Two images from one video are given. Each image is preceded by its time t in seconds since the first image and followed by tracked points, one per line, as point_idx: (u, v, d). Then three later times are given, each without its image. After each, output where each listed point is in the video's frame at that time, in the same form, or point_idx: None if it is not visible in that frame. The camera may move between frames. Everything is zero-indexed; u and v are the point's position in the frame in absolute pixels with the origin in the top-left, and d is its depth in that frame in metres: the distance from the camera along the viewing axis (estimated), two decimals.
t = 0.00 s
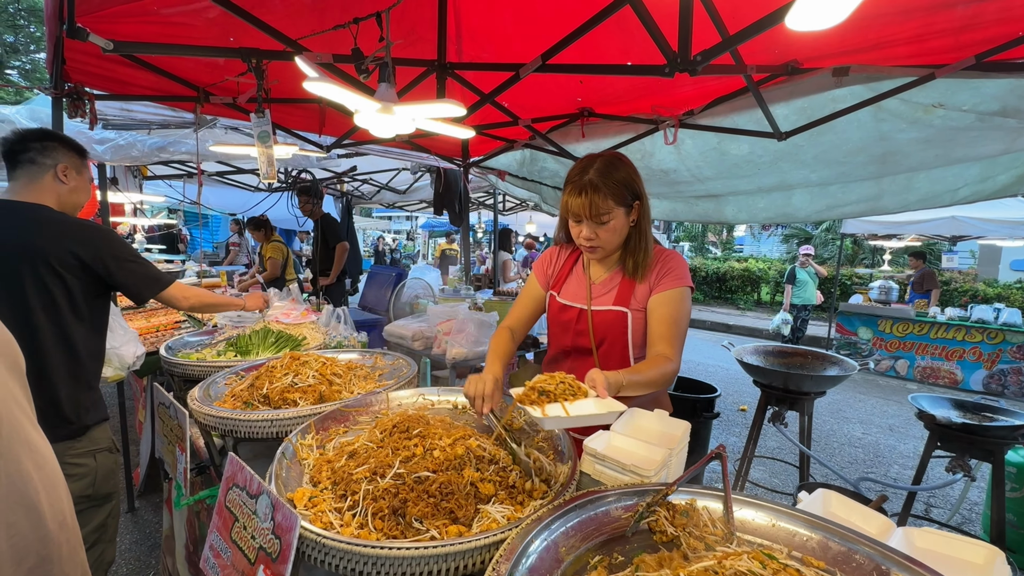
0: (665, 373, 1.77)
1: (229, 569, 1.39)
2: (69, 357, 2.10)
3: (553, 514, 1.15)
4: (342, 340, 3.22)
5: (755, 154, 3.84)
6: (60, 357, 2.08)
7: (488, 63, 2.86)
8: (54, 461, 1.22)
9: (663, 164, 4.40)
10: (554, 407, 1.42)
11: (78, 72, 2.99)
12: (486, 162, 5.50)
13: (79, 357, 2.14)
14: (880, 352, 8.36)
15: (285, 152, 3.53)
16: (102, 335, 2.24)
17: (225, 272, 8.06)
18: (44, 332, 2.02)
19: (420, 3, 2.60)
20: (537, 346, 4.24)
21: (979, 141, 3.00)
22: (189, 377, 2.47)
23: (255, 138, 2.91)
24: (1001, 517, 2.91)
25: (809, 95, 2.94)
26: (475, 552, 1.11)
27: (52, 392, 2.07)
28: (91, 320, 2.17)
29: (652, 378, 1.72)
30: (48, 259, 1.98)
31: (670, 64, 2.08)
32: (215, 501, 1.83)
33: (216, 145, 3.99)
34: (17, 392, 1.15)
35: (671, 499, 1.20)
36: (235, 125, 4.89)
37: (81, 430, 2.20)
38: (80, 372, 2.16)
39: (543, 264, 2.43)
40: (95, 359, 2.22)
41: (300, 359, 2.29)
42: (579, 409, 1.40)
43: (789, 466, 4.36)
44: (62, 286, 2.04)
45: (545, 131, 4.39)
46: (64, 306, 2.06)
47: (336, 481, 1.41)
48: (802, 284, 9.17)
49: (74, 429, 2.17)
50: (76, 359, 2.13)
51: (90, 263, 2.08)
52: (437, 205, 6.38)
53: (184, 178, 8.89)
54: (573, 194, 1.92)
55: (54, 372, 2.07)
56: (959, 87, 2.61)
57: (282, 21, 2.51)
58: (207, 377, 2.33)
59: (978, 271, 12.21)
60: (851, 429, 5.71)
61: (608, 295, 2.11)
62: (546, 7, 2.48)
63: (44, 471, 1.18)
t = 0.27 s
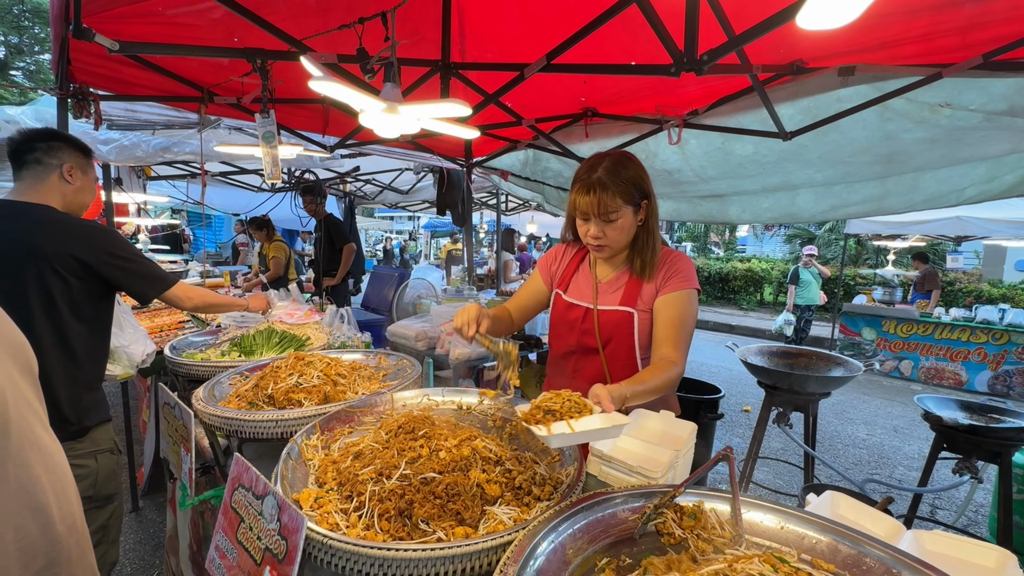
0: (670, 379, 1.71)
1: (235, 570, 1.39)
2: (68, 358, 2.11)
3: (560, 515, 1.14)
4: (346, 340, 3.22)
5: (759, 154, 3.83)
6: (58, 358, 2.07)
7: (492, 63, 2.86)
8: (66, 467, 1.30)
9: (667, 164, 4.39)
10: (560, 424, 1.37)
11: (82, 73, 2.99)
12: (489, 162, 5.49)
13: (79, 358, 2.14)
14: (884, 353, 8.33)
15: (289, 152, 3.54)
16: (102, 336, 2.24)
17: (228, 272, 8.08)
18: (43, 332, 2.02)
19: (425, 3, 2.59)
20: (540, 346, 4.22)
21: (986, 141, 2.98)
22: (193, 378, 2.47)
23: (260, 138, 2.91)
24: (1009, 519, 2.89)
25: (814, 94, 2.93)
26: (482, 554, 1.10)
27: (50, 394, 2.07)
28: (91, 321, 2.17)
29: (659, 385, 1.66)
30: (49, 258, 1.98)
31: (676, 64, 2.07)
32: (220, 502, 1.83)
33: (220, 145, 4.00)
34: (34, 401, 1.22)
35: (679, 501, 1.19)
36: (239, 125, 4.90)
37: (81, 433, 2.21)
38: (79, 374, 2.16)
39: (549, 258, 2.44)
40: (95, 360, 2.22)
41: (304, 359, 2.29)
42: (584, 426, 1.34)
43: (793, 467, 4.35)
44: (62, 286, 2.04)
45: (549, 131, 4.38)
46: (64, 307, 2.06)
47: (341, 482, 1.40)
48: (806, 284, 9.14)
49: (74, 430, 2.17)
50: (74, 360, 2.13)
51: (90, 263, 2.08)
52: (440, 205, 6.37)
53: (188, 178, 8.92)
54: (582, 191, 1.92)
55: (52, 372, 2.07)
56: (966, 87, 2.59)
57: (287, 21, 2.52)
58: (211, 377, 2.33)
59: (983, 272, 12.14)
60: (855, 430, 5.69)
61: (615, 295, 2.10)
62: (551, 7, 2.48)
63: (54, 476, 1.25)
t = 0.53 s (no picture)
0: (647, 379, 1.77)
1: (240, 569, 1.40)
2: (72, 358, 2.12)
3: (565, 515, 1.14)
4: (349, 340, 3.22)
5: (762, 154, 3.82)
6: (62, 357, 2.08)
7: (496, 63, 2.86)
8: (80, 468, 1.38)
9: (670, 164, 4.38)
10: (530, 419, 1.42)
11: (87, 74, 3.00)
12: (491, 162, 5.49)
13: (83, 358, 2.15)
14: (887, 353, 8.30)
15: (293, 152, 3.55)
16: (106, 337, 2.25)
17: (231, 272, 8.10)
18: (47, 332, 2.03)
19: (428, 4, 2.60)
20: (542, 346, 4.21)
21: (990, 140, 2.97)
22: (197, 377, 2.48)
23: (263, 138, 2.91)
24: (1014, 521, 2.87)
25: (818, 94, 2.92)
26: (487, 554, 1.10)
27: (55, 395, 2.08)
28: (95, 320, 2.18)
29: (634, 383, 1.73)
30: (52, 259, 1.99)
31: (680, 64, 2.07)
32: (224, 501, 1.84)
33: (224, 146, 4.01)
34: (51, 406, 1.31)
35: (684, 501, 1.19)
36: (242, 126, 4.92)
37: (85, 432, 2.22)
38: (82, 375, 2.16)
39: (557, 258, 2.46)
40: (99, 360, 2.23)
41: (308, 359, 2.29)
42: (553, 423, 1.40)
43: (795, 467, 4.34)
44: (66, 286, 2.05)
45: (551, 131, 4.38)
46: (68, 307, 2.06)
47: (346, 482, 1.40)
48: (809, 284, 9.11)
49: (79, 430, 2.18)
50: (78, 359, 2.14)
51: (93, 263, 2.08)
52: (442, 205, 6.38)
53: (191, 179, 8.95)
54: (589, 190, 1.92)
55: (57, 372, 2.08)
56: (972, 86, 2.58)
57: (291, 22, 2.52)
58: (215, 377, 2.33)
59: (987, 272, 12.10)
60: (858, 431, 5.67)
61: (618, 295, 2.10)
62: (554, 8, 2.48)
63: (70, 475, 1.33)
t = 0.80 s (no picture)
0: (648, 377, 1.77)
1: (244, 566, 1.40)
2: (75, 357, 2.13)
3: (569, 514, 1.13)
4: (351, 339, 3.23)
5: (766, 153, 3.81)
6: (64, 356, 2.09)
7: (498, 63, 2.86)
8: (91, 464, 1.39)
9: (672, 164, 4.38)
10: (529, 415, 1.42)
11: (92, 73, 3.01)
12: (494, 162, 5.49)
13: (86, 357, 2.16)
14: (891, 354, 8.27)
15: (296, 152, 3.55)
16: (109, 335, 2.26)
17: (233, 272, 8.12)
18: (49, 331, 2.04)
19: (431, 3, 2.60)
20: (544, 346, 4.20)
21: (996, 140, 2.95)
22: (200, 376, 2.48)
23: (267, 138, 2.92)
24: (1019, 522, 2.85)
25: (823, 93, 2.91)
26: (491, 552, 1.10)
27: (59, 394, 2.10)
28: (97, 319, 2.18)
29: (637, 381, 1.73)
30: (55, 258, 2.00)
31: (684, 63, 2.07)
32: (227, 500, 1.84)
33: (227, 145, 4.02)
34: (61, 402, 1.33)
35: (688, 500, 1.19)
36: (245, 126, 4.92)
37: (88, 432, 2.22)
38: (84, 374, 2.17)
39: (562, 257, 2.45)
40: (103, 358, 2.24)
41: (311, 357, 2.29)
42: (552, 419, 1.40)
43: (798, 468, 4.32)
44: (68, 285, 2.05)
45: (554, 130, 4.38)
46: (71, 306, 2.07)
47: (349, 480, 1.40)
48: (811, 285, 9.08)
49: (81, 429, 2.19)
50: (80, 358, 2.15)
51: (95, 263, 2.08)
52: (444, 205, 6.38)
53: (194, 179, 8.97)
54: (590, 190, 1.92)
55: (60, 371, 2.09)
56: (977, 85, 2.57)
57: (295, 21, 2.53)
58: (219, 375, 2.34)
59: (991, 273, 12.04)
60: (861, 432, 5.65)
61: (621, 294, 2.09)
62: (557, 7, 2.48)
63: (82, 471, 1.34)
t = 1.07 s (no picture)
0: (661, 374, 1.75)
1: (245, 566, 1.40)
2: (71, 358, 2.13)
3: (572, 514, 1.13)
4: (352, 339, 3.23)
5: (766, 153, 3.81)
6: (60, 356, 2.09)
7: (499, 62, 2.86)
8: (100, 463, 1.39)
9: (673, 164, 4.38)
10: (525, 410, 1.46)
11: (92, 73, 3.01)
12: (494, 162, 5.49)
13: (83, 357, 2.17)
14: (891, 354, 8.27)
15: (297, 151, 3.55)
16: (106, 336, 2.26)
17: (233, 272, 8.11)
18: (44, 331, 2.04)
19: (432, 3, 2.60)
20: (545, 346, 4.20)
21: (996, 140, 2.95)
22: (200, 376, 2.48)
23: (268, 137, 2.92)
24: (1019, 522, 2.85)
25: (824, 93, 2.90)
26: (493, 552, 1.10)
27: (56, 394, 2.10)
28: (93, 320, 2.18)
29: (649, 379, 1.72)
30: (52, 257, 2.00)
31: (685, 62, 2.07)
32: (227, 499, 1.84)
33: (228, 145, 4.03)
34: (70, 401, 1.33)
35: (690, 499, 1.19)
36: (246, 125, 4.92)
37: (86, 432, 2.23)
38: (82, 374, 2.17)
39: (567, 258, 2.47)
40: (98, 358, 2.24)
41: (312, 357, 2.29)
42: (548, 415, 1.42)
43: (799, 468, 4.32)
44: (64, 285, 2.05)
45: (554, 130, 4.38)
46: (66, 306, 2.07)
47: (350, 479, 1.40)
48: (811, 285, 9.08)
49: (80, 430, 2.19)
50: (77, 359, 2.15)
51: (91, 262, 2.08)
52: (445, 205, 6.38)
53: (194, 178, 8.98)
54: (587, 189, 1.92)
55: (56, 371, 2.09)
56: (978, 85, 2.57)
57: (296, 20, 2.53)
58: (219, 375, 2.34)
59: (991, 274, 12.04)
60: (862, 432, 5.65)
61: (624, 292, 2.09)
62: (558, 7, 2.48)
63: (91, 470, 1.34)
